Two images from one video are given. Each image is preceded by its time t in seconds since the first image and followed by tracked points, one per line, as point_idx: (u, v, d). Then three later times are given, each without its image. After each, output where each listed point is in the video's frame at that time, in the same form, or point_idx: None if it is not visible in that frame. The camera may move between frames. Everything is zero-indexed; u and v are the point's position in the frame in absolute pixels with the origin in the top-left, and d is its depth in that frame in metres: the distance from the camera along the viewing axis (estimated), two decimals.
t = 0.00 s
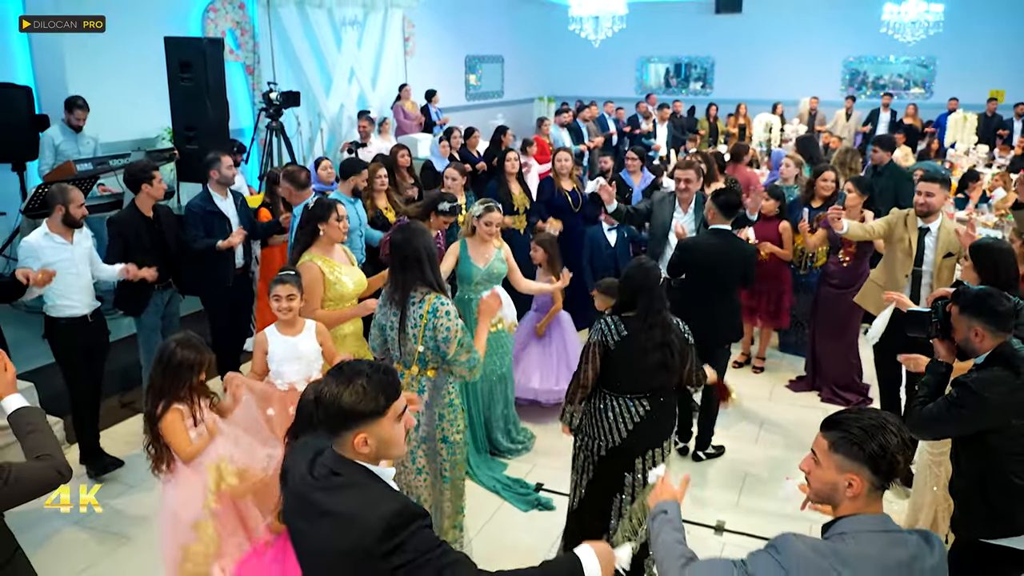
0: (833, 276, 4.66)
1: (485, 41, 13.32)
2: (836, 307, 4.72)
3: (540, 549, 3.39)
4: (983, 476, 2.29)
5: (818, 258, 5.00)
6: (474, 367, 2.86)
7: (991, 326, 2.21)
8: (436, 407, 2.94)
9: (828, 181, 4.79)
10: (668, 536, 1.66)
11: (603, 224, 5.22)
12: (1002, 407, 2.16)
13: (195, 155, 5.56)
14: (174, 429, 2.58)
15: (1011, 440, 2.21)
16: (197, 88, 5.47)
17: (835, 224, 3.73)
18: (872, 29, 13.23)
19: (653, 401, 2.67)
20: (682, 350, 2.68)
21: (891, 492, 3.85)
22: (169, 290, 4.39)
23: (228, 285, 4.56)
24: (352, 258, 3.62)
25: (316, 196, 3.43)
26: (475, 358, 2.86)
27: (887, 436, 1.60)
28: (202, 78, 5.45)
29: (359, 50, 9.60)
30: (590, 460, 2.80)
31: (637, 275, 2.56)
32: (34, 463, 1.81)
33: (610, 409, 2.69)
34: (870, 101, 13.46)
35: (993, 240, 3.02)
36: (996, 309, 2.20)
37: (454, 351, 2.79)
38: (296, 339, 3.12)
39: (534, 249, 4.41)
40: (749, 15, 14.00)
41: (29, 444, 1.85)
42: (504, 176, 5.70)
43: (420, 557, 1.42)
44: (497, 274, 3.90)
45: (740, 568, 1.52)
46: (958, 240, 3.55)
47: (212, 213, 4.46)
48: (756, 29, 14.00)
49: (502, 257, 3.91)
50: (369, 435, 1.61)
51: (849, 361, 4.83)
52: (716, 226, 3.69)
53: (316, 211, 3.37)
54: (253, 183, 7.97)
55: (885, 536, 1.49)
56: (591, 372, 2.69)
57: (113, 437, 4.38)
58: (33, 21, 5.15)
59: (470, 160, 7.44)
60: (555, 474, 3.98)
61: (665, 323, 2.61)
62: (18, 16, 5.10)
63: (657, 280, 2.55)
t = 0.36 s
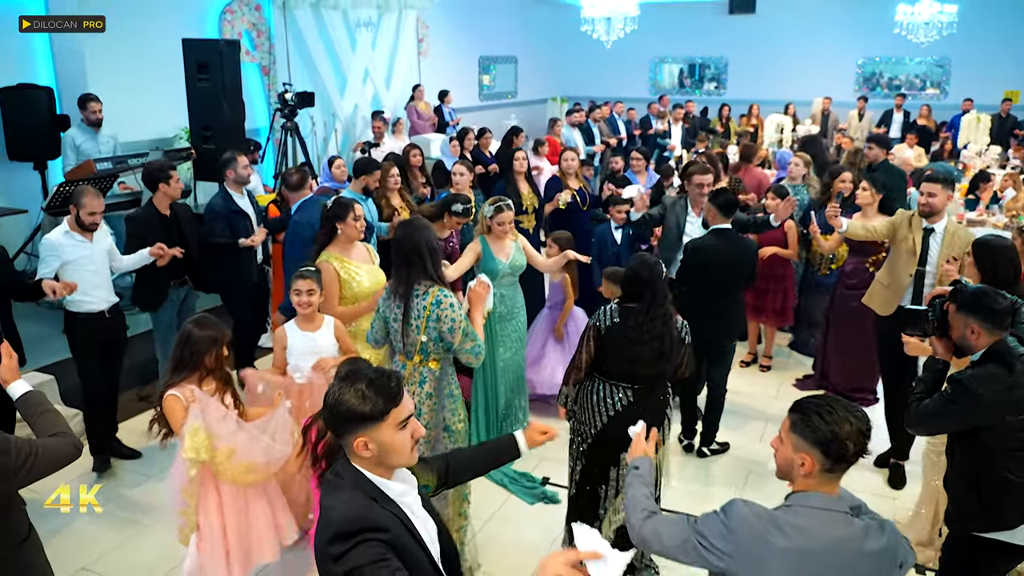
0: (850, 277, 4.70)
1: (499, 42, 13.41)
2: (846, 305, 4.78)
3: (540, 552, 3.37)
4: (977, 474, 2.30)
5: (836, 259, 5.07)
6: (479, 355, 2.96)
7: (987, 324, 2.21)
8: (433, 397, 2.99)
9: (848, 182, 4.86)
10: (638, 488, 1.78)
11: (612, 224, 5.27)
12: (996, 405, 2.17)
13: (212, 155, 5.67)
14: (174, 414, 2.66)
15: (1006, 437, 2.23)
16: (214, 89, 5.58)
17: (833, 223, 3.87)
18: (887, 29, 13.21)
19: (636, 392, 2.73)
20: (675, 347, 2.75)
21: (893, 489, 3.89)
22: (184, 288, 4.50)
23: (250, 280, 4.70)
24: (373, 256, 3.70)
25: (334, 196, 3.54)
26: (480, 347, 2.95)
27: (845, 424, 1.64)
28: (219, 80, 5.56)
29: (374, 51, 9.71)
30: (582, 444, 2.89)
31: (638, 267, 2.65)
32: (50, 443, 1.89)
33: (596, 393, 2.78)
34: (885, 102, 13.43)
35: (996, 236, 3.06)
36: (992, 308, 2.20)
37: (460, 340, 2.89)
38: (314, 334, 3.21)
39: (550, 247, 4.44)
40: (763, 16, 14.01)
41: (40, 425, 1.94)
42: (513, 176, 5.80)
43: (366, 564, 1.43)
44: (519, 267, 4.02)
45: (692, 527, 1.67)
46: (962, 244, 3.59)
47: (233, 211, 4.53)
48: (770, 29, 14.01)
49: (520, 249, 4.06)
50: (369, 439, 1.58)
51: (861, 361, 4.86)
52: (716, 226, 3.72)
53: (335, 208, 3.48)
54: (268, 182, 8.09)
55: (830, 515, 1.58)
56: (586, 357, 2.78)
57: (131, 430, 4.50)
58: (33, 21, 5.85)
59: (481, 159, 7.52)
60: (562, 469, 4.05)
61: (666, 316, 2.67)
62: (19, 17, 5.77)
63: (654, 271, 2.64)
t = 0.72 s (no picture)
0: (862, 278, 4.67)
1: (514, 43, 13.49)
2: (853, 304, 4.82)
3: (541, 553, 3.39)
4: (961, 466, 2.36)
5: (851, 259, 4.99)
6: (470, 355, 2.98)
7: (973, 320, 2.29)
8: (436, 389, 3.07)
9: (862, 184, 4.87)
10: (631, 480, 1.87)
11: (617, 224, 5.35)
12: (981, 397, 2.24)
13: (229, 154, 5.78)
14: (205, 405, 2.78)
15: (988, 429, 2.28)
16: (231, 90, 5.69)
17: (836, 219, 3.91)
18: (902, 30, 13.18)
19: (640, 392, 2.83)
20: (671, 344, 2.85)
21: (895, 487, 3.93)
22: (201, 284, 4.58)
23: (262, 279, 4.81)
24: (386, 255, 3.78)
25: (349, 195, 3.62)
26: (473, 344, 2.99)
27: (796, 412, 1.75)
28: (235, 81, 5.67)
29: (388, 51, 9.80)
30: (586, 447, 2.96)
31: (627, 270, 2.73)
32: (74, 428, 1.98)
33: (601, 398, 2.85)
34: (898, 103, 13.40)
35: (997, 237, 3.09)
36: (978, 304, 2.27)
37: (455, 337, 2.93)
38: (337, 328, 3.29)
39: (557, 245, 4.52)
40: (777, 17, 14.01)
41: (60, 413, 2.02)
42: (523, 176, 5.88)
43: (388, 562, 1.49)
44: (528, 268, 4.07)
45: (680, 514, 1.77)
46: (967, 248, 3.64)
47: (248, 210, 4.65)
48: (785, 30, 14.00)
49: (532, 253, 4.09)
50: (387, 440, 1.64)
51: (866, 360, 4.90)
52: (718, 226, 3.80)
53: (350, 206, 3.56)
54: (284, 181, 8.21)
55: (806, 500, 1.68)
56: (583, 362, 2.84)
57: (149, 423, 4.61)
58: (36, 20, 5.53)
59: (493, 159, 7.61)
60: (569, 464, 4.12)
61: (659, 315, 2.76)
62: (20, 17, 5.54)
63: (640, 269, 2.72)
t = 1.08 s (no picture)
0: (859, 275, 4.77)
1: (527, 44, 13.57)
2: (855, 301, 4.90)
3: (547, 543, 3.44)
4: (935, 449, 2.51)
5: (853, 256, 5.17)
6: (481, 347, 3.03)
7: (941, 313, 2.44)
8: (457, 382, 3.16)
9: (865, 182, 4.92)
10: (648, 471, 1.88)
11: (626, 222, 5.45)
12: (949, 384, 2.39)
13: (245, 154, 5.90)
14: (241, 391, 2.85)
15: (957, 414, 2.44)
16: (248, 91, 5.80)
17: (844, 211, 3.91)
18: (916, 31, 13.15)
19: (616, 387, 2.93)
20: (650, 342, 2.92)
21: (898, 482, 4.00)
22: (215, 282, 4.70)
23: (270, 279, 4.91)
24: (394, 253, 3.87)
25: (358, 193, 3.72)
26: (485, 337, 3.04)
27: (791, 398, 1.83)
28: (252, 82, 5.79)
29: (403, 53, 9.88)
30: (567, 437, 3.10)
31: (607, 267, 2.81)
32: (98, 415, 2.05)
33: (577, 390, 2.98)
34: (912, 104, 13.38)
35: (996, 233, 3.14)
36: (946, 298, 2.43)
37: (465, 328, 2.99)
38: (352, 320, 3.39)
39: (562, 242, 4.60)
40: (792, 18, 14.01)
41: (87, 401, 2.11)
42: (534, 176, 5.95)
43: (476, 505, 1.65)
44: (527, 263, 4.14)
45: (707, 508, 1.80)
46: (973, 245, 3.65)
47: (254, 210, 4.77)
48: (800, 31, 13.99)
49: (534, 249, 4.16)
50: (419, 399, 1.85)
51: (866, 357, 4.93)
52: (713, 224, 3.88)
53: (360, 204, 3.66)
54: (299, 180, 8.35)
55: (824, 482, 1.77)
56: (564, 356, 2.97)
57: (165, 416, 4.73)
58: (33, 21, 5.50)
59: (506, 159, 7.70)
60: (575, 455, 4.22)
61: (637, 312, 2.84)
62: (19, 17, 5.41)
63: (620, 270, 2.79)
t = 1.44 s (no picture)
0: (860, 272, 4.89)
1: (542, 44, 13.64)
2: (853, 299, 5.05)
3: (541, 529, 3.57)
4: (912, 435, 2.63)
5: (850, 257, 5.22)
6: (514, 334, 3.13)
7: (913, 307, 2.56)
8: (480, 375, 3.27)
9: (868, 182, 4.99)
10: (659, 452, 1.90)
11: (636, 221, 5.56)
12: (921, 371, 2.52)
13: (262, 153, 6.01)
14: (253, 391, 2.92)
15: (930, 399, 2.56)
16: (265, 92, 5.92)
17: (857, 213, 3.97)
18: (932, 32, 13.12)
19: (598, 380, 3.08)
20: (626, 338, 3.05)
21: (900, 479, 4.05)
22: (216, 285, 4.71)
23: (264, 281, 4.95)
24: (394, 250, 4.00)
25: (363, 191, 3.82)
26: (514, 326, 3.14)
27: (799, 382, 1.87)
28: (270, 83, 5.91)
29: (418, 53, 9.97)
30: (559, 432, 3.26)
31: (588, 262, 2.97)
32: (121, 402, 2.16)
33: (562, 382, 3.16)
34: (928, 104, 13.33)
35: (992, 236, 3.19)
36: (917, 292, 2.55)
37: (495, 319, 3.10)
38: (355, 318, 3.48)
39: (569, 242, 4.68)
40: (807, 18, 14.01)
41: (112, 387, 2.23)
42: (548, 175, 6.02)
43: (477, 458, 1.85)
44: (528, 258, 4.22)
45: (719, 488, 1.84)
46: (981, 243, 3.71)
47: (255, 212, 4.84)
48: (815, 31, 13.98)
49: (535, 245, 4.24)
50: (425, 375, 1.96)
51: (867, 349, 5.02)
52: (707, 226, 3.97)
53: (365, 202, 3.74)
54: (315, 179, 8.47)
55: (833, 465, 1.82)
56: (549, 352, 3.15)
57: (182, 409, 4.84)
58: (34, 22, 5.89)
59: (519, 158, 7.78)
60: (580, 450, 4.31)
61: (612, 305, 2.97)
62: (19, 17, 5.83)
63: (605, 267, 2.96)
